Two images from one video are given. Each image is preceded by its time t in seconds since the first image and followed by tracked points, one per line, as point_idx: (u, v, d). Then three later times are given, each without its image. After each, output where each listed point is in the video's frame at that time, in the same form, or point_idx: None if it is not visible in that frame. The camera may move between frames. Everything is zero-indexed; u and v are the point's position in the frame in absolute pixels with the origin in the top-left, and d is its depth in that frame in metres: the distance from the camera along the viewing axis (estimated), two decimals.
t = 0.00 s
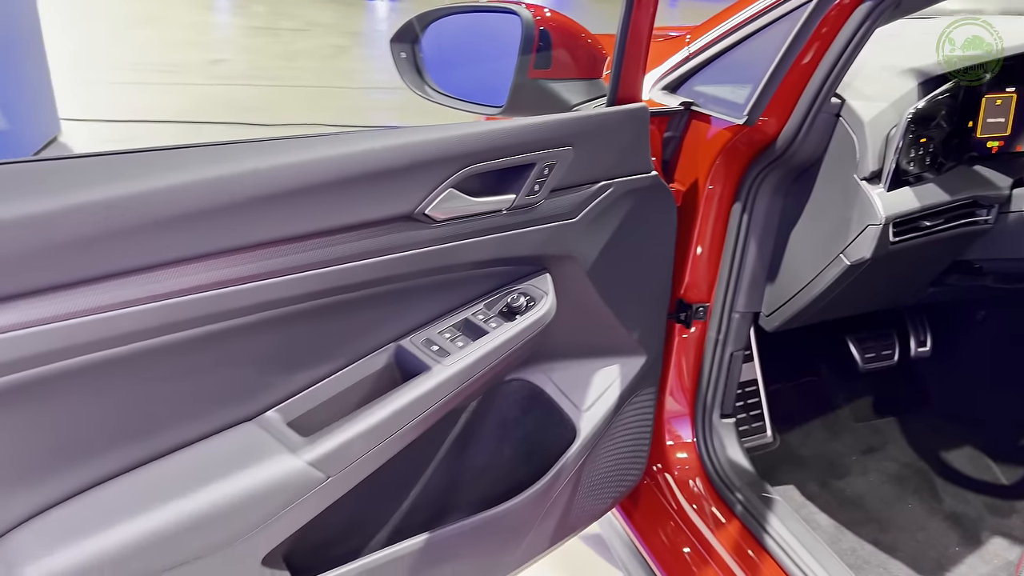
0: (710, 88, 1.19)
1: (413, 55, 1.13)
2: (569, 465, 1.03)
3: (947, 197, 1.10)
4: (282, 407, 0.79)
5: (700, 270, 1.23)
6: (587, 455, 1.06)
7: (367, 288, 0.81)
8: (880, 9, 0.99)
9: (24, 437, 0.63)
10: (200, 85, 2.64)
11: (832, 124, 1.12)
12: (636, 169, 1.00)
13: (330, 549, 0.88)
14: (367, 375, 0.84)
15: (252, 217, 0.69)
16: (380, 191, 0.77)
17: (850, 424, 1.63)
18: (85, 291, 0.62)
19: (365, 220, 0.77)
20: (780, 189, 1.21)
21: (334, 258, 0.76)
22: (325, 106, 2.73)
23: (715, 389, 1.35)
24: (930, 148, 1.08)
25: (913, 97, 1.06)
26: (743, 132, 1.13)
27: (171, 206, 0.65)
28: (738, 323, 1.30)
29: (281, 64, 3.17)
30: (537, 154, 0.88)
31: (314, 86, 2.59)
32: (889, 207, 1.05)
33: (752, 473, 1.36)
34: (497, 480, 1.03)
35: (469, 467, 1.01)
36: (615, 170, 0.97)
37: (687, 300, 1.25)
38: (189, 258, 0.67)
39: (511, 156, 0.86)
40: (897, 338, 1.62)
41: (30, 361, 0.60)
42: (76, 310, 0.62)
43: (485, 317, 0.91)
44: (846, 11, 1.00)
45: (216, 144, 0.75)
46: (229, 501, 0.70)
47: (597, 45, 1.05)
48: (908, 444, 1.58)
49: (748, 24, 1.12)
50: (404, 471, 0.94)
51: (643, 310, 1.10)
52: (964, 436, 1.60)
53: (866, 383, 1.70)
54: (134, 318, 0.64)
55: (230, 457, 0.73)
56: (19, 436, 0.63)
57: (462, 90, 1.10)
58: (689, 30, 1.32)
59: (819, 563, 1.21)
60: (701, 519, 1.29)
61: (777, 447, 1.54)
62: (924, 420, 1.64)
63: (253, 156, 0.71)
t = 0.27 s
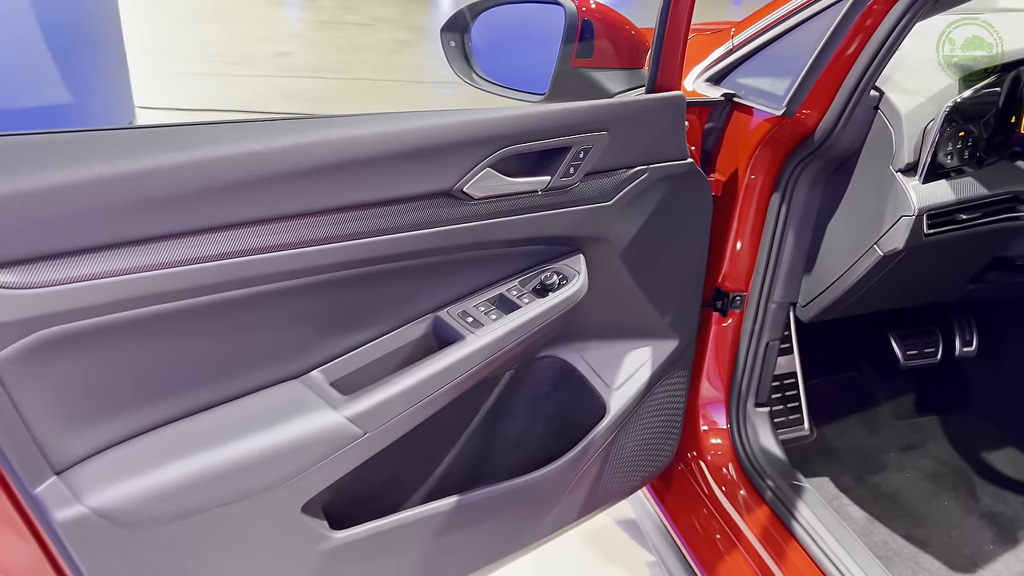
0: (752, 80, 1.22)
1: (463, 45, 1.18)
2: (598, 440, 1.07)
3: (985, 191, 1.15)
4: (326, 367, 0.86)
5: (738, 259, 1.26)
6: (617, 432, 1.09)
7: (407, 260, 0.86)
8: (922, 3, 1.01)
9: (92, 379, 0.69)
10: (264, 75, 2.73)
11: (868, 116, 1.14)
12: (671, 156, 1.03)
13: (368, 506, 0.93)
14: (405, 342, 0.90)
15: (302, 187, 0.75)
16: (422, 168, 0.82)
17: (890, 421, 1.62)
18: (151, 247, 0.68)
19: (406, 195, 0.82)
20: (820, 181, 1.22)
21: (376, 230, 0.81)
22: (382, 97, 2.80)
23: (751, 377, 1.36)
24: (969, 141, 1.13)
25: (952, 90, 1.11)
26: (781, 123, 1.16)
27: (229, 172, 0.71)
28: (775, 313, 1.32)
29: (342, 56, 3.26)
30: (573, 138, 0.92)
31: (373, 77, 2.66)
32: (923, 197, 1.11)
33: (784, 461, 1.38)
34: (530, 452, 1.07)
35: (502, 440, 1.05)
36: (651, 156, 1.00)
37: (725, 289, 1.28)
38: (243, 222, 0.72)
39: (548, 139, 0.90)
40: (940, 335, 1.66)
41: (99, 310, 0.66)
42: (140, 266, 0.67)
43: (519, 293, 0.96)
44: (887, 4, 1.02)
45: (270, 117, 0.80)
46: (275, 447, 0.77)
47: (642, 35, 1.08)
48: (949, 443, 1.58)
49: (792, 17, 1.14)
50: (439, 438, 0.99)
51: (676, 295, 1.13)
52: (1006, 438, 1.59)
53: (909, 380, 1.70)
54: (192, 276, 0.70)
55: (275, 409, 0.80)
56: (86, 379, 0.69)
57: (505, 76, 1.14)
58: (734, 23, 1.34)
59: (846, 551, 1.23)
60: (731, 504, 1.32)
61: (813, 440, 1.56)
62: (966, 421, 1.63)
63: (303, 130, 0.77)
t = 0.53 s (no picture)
0: (778, 70, 1.26)
1: (497, 33, 1.21)
2: (616, 411, 1.12)
3: (1003, 179, 1.22)
4: (361, 331, 0.92)
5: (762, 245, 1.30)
6: (636, 405, 1.14)
7: (436, 232, 0.92)
8: None
9: (149, 330, 0.77)
10: (312, 65, 2.82)
11: (890, 106, 1.21)
12: (693, 141, 1.08)
13: (397, 464, 1.00)
14: (434, 310, 0.96)
15: (339, 160, 0.81)
16: (452, 145, 0.88)
17: (915, 411, 1.64)
18: (202, 211, 0.75)
19: (436, 170, 0.88)
20: (842, 169, 1.26)
21: (408, 203, 0.88)
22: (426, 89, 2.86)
23: (772, 362, 1.39)
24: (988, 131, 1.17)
25: (973, 82, 1.15)
26: (804, 112, 1.21)
27: (274, 144, 0.77)
28: (797, 299, 1.35)
29: (388, 48, 3.33)
30: (596, 121, 0.97)
31: (417, 68, 2.73)
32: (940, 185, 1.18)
33: (803, 443, 1.41)
34: (551, 422, 1.12)
35: (526, 410, 1.11)
36: (673, 140, 1.05)
37: (749, 275, 1.32)
38: (285, 191, 0.79)
39: (572, 121, 0.95)
40: (967, 328, 1.67)
41: (156, 266, 0.74)
42: (191, 227, 0.75)
43: (543, 268, 1.01)
44: None
45: (312, 94, 0.87)
46: (315, 399, 0.84)
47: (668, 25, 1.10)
48: (973, 435, 1.60)
49: (818, 8, 1.19)
50: (465, 403, 1.05)
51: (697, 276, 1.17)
52: None
53: (934, 372, 1.72)
54: (239, 238, 0.77)
55: (313, 366, 0.87)
56: (143, 330, 0.77)
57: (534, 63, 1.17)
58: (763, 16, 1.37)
59: (860, 529, 1.26)
60: (750, 483, 1.35)
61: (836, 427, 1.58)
62: (992, 414, 1.64)
63: (342, 108, 0.83)
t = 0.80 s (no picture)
0: (805, 68, 1.30)
1: (531, 31, 1.25)
2: (640, 397, 1.16)
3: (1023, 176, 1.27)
4: (398, 312, 0.98)
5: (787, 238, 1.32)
6: (659, 390, 1.19)
7: (470, 219, 0.97)
8: None
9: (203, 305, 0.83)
10: (350, 60, 2.89)
11: (913, 103, 1.23)
12: (719, 135, 1.11)
13: (429, 439, 1.05)
14: (467, 294, 1.01)
15: (380, 149, 0.86)
16: (486, 137, 0.93)
17: (938, 406, 1.66)
18: (254, 195, 0.81)
19: (470, 160, 0.93)
20: (866, 165, 1.29)
21: (444, 191, 0.93)
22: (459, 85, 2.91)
23: (796, 353, 1.42)
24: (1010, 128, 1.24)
25: (996, 81, 1.21)
26: (829, 109, 1.23)
27: (320, 133, 0.83)
28: (820, 291, 1.38)
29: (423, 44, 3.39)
30: (625, 115, 1.01)
31: (452, 63, 2.78)
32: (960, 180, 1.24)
33: (825, 434, 1.44)
34: (578, 406, 1.17)
35: (553, 394, 1.16)
36: (699, 135, 1.09)
37: (773, 267, 1.36)
38: (331, 178, 0.85)
39: (602, 115, 1.00)
40: (993, 325, 1.68)
41: (211, 245, 0.80)
42: (243, 210, 0.80)
43: (571, 256, 1.06)
44: None
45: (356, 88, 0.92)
46: (354, 373, 0.90)
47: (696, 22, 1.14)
48: (996, 430, 1.61)
49: (846, 8, 1.23)
50: (494, 384, 1.10)
51: (721, 267, 1.21)
52: None
53: (960, 367, 1.74)
54: (287, 221, 0.83)
55: (352, 343, 0.92)
56: (198, 305, 0.82)
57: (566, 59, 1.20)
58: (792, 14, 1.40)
59: (878, 517, 1.28)
60: (772, 471, 1.39)
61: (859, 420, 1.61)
62: (1016, 411, 1.66)
63: (383, 100, 0.88)
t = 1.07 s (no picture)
0: (828, 68, 1.32)
1: (558, 31, 1.28)
2: (661, 391, 1.19)
3: None
4: (427, 305, 1.01)
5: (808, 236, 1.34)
6: (681, 385, 1.21)
7: (497, 216, 1.00)
8: None
9: (243, 296, 0.86)
10: (377, 58, 2.93)
11: (936, 103, 1.24)
12: (742, 134, 1.13)
13: (455, 429, 1.08)
14: (493, 289, 1.04)
15: (412, 146, 0.89)
16: (514, 135, 0.96)
17: (959, 405, 1.66)
18: (292, 190, 0.84)
19: (499, 158, 0.96)
20: (888, 166, 1.30)
21: (472, 187, 0.95)
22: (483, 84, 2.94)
23: (816, 351, 1.44)
24: None
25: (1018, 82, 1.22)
26: (852, 110, 1.25)
27: (355, 131, 0.86)
28: (841, 290, 1.39)
29: (448, 42, 3.43)
30: (650, 115, 1.03)
31: (477, 61, 2.81)
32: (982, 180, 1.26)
33: (845, 431, 1.45)
34: (600, 399, 1.19)
35: (576, 387, 1.18)
36: (722, 134, 1.11)
37: (795, 266, 1.37)
38: (364, 174, 0.88)
39: (627, 115, 1.02)
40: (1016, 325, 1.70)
41: (251, 238, 0.83)
42: (282, 205, 0.84)
43: (595, 252, 1.08)
44: None
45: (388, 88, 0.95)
46: (385, 363, 0.93)
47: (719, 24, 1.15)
48: (1017, 430, 1.62)
49: (871, 10, 1.26)
50: (519, 377, 1.13)
51: (742, 264, 1.23)
52: None
53: (982, 367, 1.74)
54: (322, 216, 0.86)
55: (383, 334, 0.95)
56: (238, 296, 0.86)
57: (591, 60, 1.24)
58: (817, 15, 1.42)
59: (897, 513, 1.30)
60: (791, 467, 1.40)
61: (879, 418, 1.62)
62: None
63: (415, 100, 0.91)
